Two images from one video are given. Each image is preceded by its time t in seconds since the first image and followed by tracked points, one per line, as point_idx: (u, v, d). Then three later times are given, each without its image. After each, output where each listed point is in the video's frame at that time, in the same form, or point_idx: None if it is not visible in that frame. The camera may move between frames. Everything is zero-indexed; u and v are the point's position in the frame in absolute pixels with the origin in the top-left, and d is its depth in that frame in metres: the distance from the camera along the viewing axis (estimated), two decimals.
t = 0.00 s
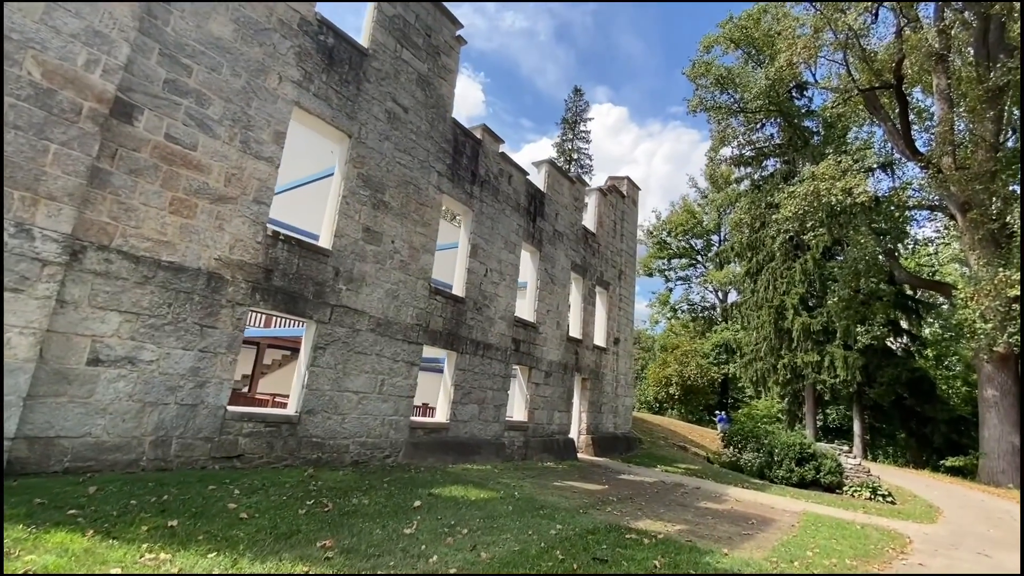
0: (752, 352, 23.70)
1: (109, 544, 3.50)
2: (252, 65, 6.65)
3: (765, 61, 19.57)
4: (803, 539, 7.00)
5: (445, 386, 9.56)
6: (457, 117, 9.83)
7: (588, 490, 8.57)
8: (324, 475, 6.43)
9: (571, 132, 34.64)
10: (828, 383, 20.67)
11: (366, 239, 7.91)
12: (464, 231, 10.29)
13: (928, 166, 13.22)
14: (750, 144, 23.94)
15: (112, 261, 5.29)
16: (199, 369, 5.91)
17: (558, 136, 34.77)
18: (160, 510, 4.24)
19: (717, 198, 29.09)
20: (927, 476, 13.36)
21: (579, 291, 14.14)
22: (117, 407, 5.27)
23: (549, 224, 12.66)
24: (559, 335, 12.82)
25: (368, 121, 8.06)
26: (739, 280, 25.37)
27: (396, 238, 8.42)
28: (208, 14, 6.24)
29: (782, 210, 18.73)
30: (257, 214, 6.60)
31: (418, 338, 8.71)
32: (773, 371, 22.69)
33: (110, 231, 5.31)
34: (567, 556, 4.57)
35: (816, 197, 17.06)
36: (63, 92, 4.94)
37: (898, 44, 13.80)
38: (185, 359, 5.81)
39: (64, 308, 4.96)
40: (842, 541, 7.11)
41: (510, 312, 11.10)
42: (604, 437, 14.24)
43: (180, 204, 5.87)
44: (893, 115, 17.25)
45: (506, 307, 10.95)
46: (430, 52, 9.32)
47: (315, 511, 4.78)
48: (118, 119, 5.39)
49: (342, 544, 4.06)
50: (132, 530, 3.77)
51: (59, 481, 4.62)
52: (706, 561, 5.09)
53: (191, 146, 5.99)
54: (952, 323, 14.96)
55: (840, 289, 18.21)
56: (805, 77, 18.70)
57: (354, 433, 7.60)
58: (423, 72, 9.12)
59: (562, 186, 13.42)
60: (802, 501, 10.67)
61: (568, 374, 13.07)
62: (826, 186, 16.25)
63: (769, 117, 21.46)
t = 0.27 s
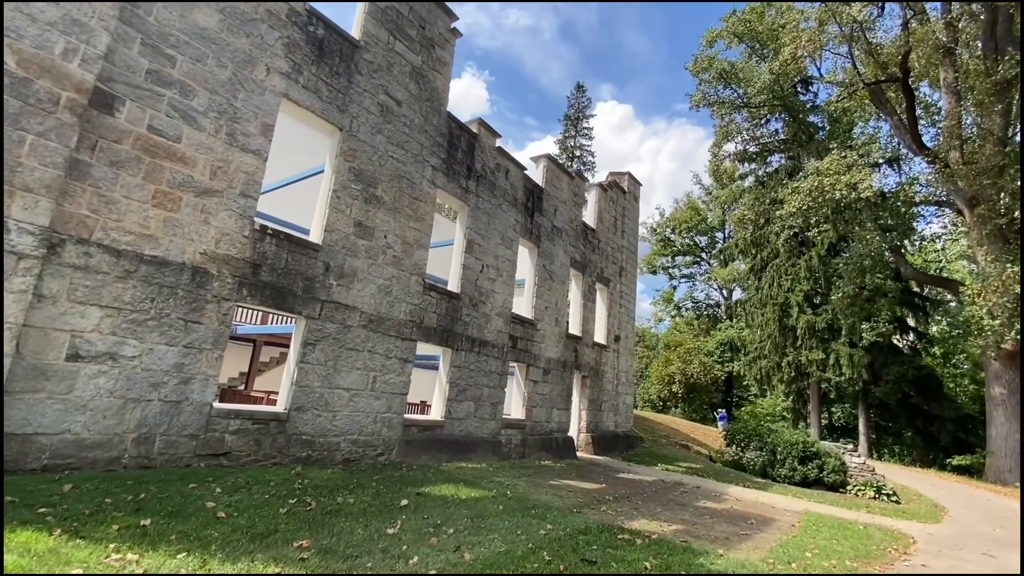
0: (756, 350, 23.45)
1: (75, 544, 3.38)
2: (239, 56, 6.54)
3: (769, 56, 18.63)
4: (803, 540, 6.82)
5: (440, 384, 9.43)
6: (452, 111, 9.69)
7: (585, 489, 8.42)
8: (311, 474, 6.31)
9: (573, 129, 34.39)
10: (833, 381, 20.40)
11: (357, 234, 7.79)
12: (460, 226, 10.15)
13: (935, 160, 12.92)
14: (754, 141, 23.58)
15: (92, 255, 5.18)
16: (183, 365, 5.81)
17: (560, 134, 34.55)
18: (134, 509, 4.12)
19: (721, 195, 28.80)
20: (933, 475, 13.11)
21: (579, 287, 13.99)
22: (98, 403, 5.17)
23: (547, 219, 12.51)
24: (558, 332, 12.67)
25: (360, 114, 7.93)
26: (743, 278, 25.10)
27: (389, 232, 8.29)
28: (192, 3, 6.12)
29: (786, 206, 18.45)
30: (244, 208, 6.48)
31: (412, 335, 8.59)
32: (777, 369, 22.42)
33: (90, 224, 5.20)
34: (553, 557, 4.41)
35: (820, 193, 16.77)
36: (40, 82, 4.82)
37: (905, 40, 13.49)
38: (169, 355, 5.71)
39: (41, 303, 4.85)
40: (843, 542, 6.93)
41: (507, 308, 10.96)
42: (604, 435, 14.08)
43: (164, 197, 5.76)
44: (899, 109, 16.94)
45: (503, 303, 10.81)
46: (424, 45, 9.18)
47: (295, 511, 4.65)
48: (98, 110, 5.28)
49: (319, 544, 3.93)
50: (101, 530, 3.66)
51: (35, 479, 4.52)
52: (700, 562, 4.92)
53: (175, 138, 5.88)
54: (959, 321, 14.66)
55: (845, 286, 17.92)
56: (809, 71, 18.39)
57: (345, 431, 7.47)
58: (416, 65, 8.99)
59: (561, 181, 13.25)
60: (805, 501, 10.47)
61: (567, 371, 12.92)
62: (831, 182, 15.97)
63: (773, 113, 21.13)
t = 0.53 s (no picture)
0: (762, 348, 23.28)
1: (37, 546, 3.27)
2: (224, 47, 6.41)
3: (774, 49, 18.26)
4: (804, 542, 6.64)
5: (434, 382, 9.30)
6: (446, 105, 9.54)
7: (581, 488, 8.26)
8: (298, 472, 6.19)
9: (576, 126, 34.17)
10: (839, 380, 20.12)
11: (348, 229, 7.66)
12: (455, 222, 10.01)
13: (941, 154, 12.65)
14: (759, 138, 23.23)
15: (70, 249, 5.08)
16: (166, 362, 5.70)
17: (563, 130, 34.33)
18: (107, 509, 4.02)
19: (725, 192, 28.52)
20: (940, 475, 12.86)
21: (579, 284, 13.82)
22: (77, 401, 5.06)
23: (546, 215, 12.35)
24: (556, 329, 12.51)
25: (351, 107, 7.80)
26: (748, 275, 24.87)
27: (381, 227, 8.16)
28: None
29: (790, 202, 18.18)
30: (230, 202, 6.36)
31: (404, 332, 8.46)
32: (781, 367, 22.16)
33: (69, 218, 5.10)
34: (539, 559, 4.27)
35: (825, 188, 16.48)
36: (15, 72, 4.71)
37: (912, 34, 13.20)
38: (151, 351, 5.60)
39: (16, 298, 4.74)
40: (845, 544, 6.73)
41: (504, 305, 10.81)
42: (604, 433, 13.92)
43: (146, 190, 5.65)
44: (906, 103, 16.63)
45: (500, 300, 10.67)
46: (417, 37, 9.03)
47: (274, 511, 4.52)
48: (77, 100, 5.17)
49: (294, 545, 3.82)
50: (68, 530, 3.55)
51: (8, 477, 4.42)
52: (693, 565, 4.75)
53: (158, 130, 5.77)
54: (967, 319, 14.37)
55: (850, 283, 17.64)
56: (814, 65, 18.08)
57: (335, 429, 7.35)
58: (409, 57, 8.84)
59: (560, 176, 13.08)
60: (807, 501, 10.28)
61: (566, 369, 12.77)
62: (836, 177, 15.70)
63: (778, 109, 20.79)
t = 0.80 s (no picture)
0: (764, 345, 22.95)
1: None
2: (210, 37, 6.30)
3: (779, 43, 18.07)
4: (804, 543, 6.46)
5: (429, 379, 9.17)
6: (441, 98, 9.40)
7: (577, 487, 8.10)
8: (284, 470, 6.07)
9: (579, 123, 33.97)
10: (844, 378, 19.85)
11: (338, 223, 7.53)
12: (451, 217, 9.87)
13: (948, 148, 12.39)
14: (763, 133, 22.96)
15: (48, 242, 4.97)
16: (149, 358, 5.59)
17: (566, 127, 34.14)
18: (79, 507, 3.91)
19: (729, 189, 28.23)
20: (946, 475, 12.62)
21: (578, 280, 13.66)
22: (55, 396, 4.96)
23: (544, 211, 12.19)
24: (555, 326, 12.36)
25: (342, 99, 7.67)
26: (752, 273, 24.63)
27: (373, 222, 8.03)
28: None
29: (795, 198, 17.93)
30: (216, 195, 6.25)
31: (398, 328, 8.33)
32: (786, 365, 21.90)
33: (48, 210, 4.99)
34: (525, 561, 4.13)
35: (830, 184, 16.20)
36: None
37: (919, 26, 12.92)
38: (134, 346, 5.50)
39: None
40: (847, 545, 6.55)
41: (501, 302, 10.66)
42: (604, 432, 13.76)
43: (129, 182, 5.55)
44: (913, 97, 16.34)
45: (496, 296, 10.52)
46: (411, 28, 8.88)
47: (253, 510, 4.40)
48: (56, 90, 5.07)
49: (269, 545, 3.70)
50: (33, 529, 3.44)
51: None
52: (685, 567, 4.59)
53: (141, 122, 5.66)
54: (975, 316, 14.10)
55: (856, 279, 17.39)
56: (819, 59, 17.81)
57: (326, 427, 7.24)
58: (403, 49, 8.70)
59: (559, 171, 12.92)
60: (809, 501, 10.08)
61: (565, 366, 12.62)
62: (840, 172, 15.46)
63: (783, 104, 20.52)
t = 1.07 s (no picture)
0: (767, 344, 22.62)
1: None
2: (194, 27, 6.17)
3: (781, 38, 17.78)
4: (804, 545, 6.28)
5: (423, 376, 9.04)
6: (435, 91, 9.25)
7: (572, 487, 7.94)
8: (270, 469, 5.95)
9: (581, 120, 33.74)
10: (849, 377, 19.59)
11: (328, 218, 7.40)
12: (446, 212, 9.73)
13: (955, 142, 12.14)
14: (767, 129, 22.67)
15: (24, 235, 4.85)
16: (130, 355, 5.47)
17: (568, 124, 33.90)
18: (47, 508, 3.78)
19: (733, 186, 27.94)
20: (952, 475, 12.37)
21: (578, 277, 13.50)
22: (31, 393, 4.84)
23: (542, 207, 12.03)
24: (553, 323, 12.20)
25: (332, 92, 7.54)
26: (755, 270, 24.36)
27: (365, 217, 7.90)
28: None
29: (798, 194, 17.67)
30: (201, 188, 6.13)
31: (390, 325, 8.19)
32: (790, 363, 21.64)
33: (24, 203, 4.88)
34: (509, 565, 3.97)
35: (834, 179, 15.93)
36: None
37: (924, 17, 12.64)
38: (115, 343, 5.38)
39: None
40: (849, 547, 6.36)
41: (497, 298, 10.52)
42: (603, 430, 13.61)
43: (109, 175, 5.43)
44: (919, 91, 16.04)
45: (493, 293, 10.38)
46: (403, 20, 8.73)
47: (229, 511, 4.26)
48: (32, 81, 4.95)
49: (240, 548, 3.56)
50: None
51: None
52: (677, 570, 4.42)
53: (122, 113, 5.53)
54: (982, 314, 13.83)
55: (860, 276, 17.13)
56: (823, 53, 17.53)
57: (315, 425, 7.10)
58: (395, 42, 8.55)
59: (558, 167, 12.75)
60: (812, 501, 9.89)
61: (563, 364, 12.46)
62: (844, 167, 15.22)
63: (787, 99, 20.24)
